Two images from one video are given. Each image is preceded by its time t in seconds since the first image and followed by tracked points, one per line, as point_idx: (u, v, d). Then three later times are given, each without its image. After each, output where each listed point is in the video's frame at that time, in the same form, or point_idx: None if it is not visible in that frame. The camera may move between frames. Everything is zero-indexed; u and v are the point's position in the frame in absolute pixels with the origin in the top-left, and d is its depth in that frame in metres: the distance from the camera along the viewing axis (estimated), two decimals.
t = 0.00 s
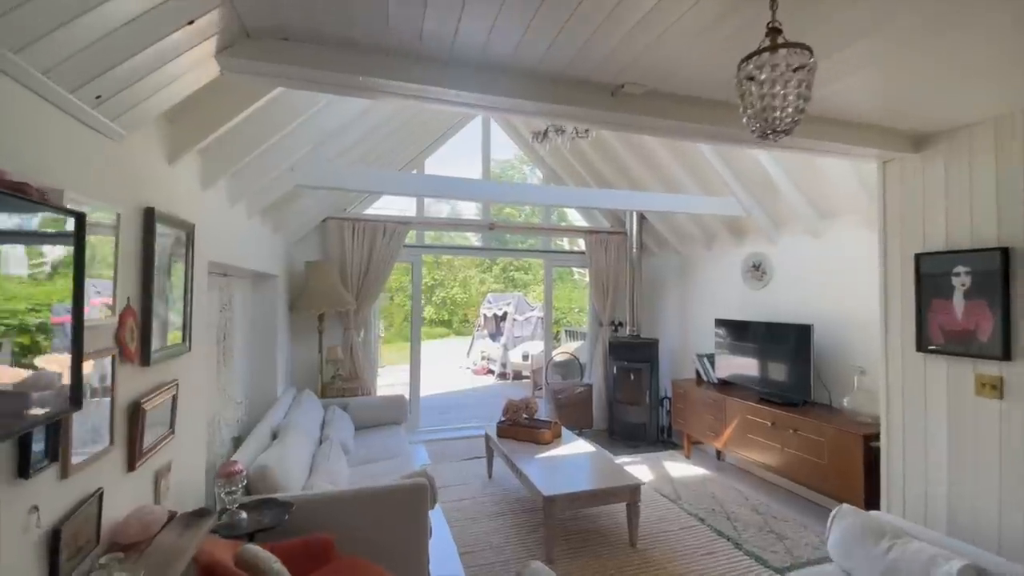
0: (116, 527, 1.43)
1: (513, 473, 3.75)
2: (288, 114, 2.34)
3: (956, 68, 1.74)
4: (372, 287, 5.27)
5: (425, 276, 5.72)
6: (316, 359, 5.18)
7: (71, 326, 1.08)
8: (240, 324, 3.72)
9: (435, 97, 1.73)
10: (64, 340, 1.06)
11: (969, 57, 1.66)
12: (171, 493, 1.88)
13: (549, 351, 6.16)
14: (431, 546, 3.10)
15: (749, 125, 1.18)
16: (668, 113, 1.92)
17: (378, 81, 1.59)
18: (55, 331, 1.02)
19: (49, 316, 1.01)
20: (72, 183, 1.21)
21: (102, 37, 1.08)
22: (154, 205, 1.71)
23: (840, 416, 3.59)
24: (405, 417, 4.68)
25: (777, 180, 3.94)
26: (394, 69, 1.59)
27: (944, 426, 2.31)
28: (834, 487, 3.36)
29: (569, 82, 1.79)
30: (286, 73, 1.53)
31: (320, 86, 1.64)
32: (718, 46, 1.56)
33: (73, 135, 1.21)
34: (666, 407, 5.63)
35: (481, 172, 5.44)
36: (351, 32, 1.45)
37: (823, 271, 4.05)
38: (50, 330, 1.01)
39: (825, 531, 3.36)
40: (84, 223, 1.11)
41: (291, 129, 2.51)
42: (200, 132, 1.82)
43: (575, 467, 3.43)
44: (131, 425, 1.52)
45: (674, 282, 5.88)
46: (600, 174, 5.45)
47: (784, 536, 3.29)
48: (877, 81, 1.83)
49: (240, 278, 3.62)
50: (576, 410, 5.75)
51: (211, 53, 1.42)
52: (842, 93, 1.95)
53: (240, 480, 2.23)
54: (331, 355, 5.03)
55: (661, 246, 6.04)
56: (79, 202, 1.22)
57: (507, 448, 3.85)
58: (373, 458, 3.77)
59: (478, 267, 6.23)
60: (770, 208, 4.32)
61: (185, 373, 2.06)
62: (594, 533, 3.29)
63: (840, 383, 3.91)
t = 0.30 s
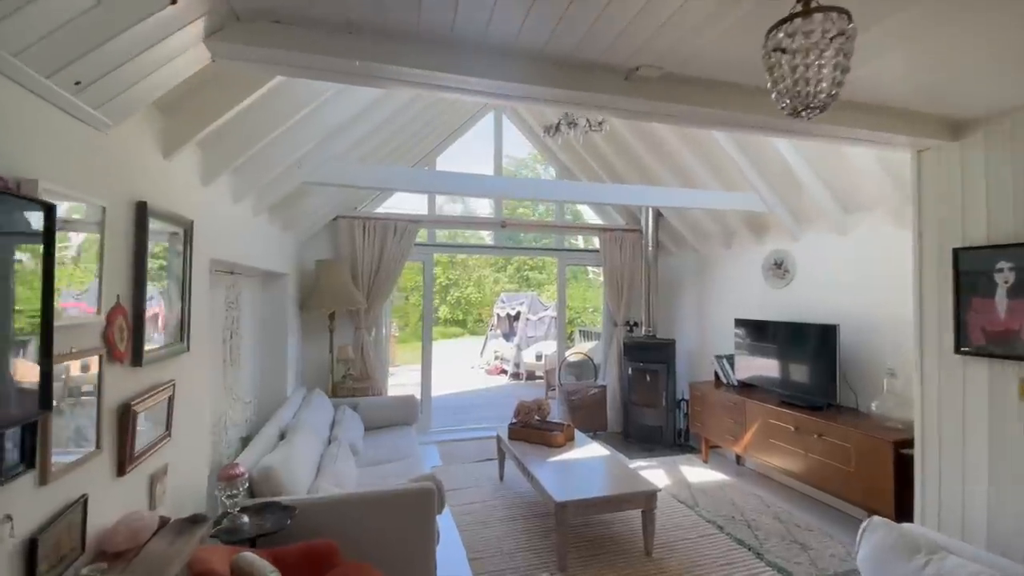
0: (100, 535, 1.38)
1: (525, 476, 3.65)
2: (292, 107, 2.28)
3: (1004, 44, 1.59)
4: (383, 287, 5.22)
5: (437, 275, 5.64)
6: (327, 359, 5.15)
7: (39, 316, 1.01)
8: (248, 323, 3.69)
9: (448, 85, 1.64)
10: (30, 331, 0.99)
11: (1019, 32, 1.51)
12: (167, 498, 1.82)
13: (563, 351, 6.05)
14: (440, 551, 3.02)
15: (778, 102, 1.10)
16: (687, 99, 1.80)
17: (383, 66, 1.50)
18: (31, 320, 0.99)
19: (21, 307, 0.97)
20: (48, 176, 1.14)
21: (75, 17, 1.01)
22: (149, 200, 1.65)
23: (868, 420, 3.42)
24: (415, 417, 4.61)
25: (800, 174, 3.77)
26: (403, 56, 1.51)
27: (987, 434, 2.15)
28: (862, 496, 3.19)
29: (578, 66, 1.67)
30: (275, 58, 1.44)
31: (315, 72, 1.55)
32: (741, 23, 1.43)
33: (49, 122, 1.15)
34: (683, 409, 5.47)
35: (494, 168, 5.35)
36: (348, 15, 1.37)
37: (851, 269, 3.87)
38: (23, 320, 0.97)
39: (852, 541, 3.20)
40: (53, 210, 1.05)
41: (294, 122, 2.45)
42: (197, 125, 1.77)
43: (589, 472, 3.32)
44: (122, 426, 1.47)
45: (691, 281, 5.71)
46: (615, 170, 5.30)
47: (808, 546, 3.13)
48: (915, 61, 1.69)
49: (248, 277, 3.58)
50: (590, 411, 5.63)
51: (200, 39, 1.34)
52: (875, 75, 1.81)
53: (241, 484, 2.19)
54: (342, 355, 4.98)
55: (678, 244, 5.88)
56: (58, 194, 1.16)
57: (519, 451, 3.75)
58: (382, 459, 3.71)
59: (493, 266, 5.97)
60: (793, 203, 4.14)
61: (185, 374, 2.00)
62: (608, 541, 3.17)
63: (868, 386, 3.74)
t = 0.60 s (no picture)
0: (106, 532, 1.37)
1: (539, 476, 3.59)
2: (305, 102, 2.27)
3: None
4: (396, 285, 5.21)
5: (451, 273, 5.61)
6: (341, 357, 5.16)
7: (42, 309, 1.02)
8: (263, 321, 3.70)
9: (465, 75, 1.60)
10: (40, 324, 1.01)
11: None
12: (176, 495, 1.82)
13: (577, 350, 5.97)
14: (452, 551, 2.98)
15: (805, 81, 1.10)
16: (705, 85, 1.72)
17: (396, 56, 1.46)
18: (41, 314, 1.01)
19: (30, 302, 0.98)
20: (50, 169, 1.13)
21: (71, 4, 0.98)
22: (157, 195, 1.64)
23: (896, 423, 3.28)
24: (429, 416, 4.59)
25: (824, 167, 3.64)
26: (417, 42, 1.46)
27: None
28: (890, 502, 3.06)
29: (591, 53, 1.61)
30: (273, 47, 1.40)
31: (319, 62, 1.51)
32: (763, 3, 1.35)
33: (50, 113, 1.13)
34: (701, 410, 5.36)
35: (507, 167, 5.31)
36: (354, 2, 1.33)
37: (878, 266, 3.73)
38: (31, 315, 0.99)
39: (878, 549, 3.07)
40: (48, 202, 1.03)
41: (304, 117, 2.42)
42: (205, 120, 1.76)
43: (604, 473, 3.25)
44: (129, 423, 1.46)
45: (710, 279, 5.59)
46: (631, 166, 5.20)
47: (832, 552, 3.02)
48: (950, 43, 1.59)
49: (262, 274, 3.59)
50: (606, 411, 5.54)
51: (202, 30, 1.33)
52: (906, 59, 1.71)
53: (252, 481, 2.16)
54: (356, 353, 4.99)
55: (696, 241, 5.76)
56: (59, 185, 1.14)
57: (532, 451, 3.70)
58: (395, 457, 3.69)
59: (508, 266, 6.06)
60: (817, 198, 4.01)
61: (195, 370, 1.99)
62: (623, 544, 3.10)
63: (896, 387, 3.60)
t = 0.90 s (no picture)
0: (125, 531, 1.39)
1: (553, 478, 3.57)
2: (321, 105, 2.28)
3: None
4: (411, 286, 5.23)
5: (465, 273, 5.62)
6: (357, 356, 5.20)
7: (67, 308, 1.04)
8: (280, 321, 3.74)
9: (479, 75, 1.58)
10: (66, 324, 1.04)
11: None
12: (195, 494, 1.84)
13: (592, 351, 5.93)
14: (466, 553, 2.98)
15: (831, 76, 1.07)
16: (724, 82, 1.68)
17: (408, 57, 1.45)
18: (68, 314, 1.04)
19: (57, 301, 1.01)
20: (70, 173, 1.15)
21: (88, 11, 0.99)
22: (175, 199, 1.66)
23: (923, 428, 3.18)
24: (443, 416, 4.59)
25: (847, 163, 3.55)
26: (428, 41, 1.45)
27: None
28: (916, 509, 2.96)
29: (606, 51, 1.58)
30: (288, 49, 1.40)
31: (330, 64, 1.50)
32: None
33: (69, 119, 1.15)
34: (719, 412, 5.28)
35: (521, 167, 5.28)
36: (368, 4, 1.33)
37: (904, 265, 3.62)
38: (59, 314, 1.02)
39: (904, 557, 2.98)
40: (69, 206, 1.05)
41: (320, 120, 2.44)
42: (222, 123, 1.77)
43: (620, 475, 3.22)
44: (148, 424, 1.48)
45: (728, 278, 5.50)
46: (647, 164, 5.14)
47: (855, 560, 2.94)
48: (980, 37, 1.53)
49: (279, 275, 3.63)
50: (621, 412, 5.49)
51: (218, 33, 1.33)
52: (935, 52, 1.65)
53: (268, 481, 2.17)
54: (371, 352, 5.02)
55: (714, 241, 5.67)
56: (79, 189, 1.16)
57: (547, 452, 3.68)
58: (410, 457, 3.71)
59: (522, 266, 6.12)
60: (840, 195, 3.91)
61: (213, 371, 2.01)
62: (639, 548, 3.06)
63: (922, 391, 3.49)
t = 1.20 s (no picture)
0: (150, 528, 1.42)
1: (570, 479, 3.56)
2: (340, 107, 2.30)
3: None
4: (427, 285, 5.25)
5: (480, 272, 5.62)
6: (374, 355, 5.24)
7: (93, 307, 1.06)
8: (299, 320, 3.79)
9: (495, 74, 1.57)
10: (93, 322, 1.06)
11: None
12: (217, 492, 1.87)
13: (608, 351, 5.89)
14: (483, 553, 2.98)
15: (862, 71, 1.06)
16: (746, 78, 1.65)
17: (424, 57, 1.44)
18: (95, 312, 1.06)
19: (84, 300, 1.03)
20: (96, 176, 1.17)
21: (114, 17, 1.01)
22: (197, 201, 1.68)
23: (951, 432, 3.09)
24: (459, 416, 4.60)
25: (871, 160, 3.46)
26: (444, 40, 1.44)
27: None
28: (944, 516, 2.88)
29: (624, 48, 1.55)
30: (310, 52, 1.41)
31: (348, 65, 1.51)
32: None
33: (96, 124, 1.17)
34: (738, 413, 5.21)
35: (536, 167, 5.28)
36: (386, 4, 1.32)
37: (933, 264, 3.52)
38: (85, 312, 1.03)
39: (931, 564, 2.90)
40: (96, 209, 1.07)
41: (338, 120, 2.45)
42: (243, 126, 1.80)
43: (637, 477, 3.18)
44: (172, 422, 1.51)
45: (747, 278, 5.41)
46: (664, 162, 5.08)
47: (880, 566, 2.87)
48: (1016, 26, 1.47)
49: (298, 275, 3.68)
50: (638, 413, 5.44)
51: (240, 36, 1.34)
52: (965, 44, 1.60)
53: (288, 479, 2.20)
54: (388, 351, 5.06)
55: (732, 239, 5.58)
56: (105, 192, 1.18)
57: (563, 453, 3.66)
58: (427, 456, 3.72)
59: (536, 264, 5.87)
60: (864, 193, 3.82)
61: (235, 370, 2.04)
62: (657, 551, 3.03)
63: (951, 394, 3.39)
